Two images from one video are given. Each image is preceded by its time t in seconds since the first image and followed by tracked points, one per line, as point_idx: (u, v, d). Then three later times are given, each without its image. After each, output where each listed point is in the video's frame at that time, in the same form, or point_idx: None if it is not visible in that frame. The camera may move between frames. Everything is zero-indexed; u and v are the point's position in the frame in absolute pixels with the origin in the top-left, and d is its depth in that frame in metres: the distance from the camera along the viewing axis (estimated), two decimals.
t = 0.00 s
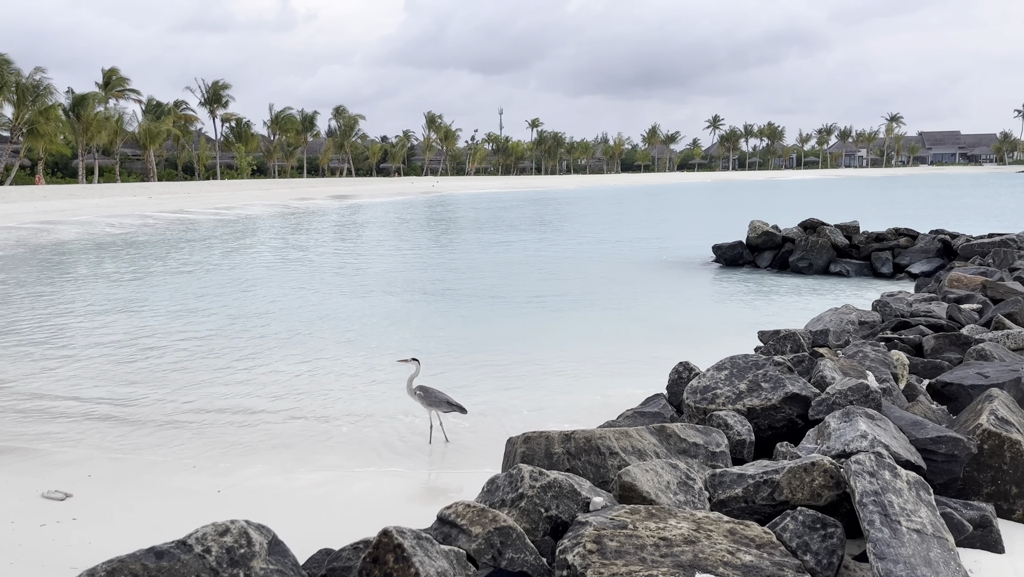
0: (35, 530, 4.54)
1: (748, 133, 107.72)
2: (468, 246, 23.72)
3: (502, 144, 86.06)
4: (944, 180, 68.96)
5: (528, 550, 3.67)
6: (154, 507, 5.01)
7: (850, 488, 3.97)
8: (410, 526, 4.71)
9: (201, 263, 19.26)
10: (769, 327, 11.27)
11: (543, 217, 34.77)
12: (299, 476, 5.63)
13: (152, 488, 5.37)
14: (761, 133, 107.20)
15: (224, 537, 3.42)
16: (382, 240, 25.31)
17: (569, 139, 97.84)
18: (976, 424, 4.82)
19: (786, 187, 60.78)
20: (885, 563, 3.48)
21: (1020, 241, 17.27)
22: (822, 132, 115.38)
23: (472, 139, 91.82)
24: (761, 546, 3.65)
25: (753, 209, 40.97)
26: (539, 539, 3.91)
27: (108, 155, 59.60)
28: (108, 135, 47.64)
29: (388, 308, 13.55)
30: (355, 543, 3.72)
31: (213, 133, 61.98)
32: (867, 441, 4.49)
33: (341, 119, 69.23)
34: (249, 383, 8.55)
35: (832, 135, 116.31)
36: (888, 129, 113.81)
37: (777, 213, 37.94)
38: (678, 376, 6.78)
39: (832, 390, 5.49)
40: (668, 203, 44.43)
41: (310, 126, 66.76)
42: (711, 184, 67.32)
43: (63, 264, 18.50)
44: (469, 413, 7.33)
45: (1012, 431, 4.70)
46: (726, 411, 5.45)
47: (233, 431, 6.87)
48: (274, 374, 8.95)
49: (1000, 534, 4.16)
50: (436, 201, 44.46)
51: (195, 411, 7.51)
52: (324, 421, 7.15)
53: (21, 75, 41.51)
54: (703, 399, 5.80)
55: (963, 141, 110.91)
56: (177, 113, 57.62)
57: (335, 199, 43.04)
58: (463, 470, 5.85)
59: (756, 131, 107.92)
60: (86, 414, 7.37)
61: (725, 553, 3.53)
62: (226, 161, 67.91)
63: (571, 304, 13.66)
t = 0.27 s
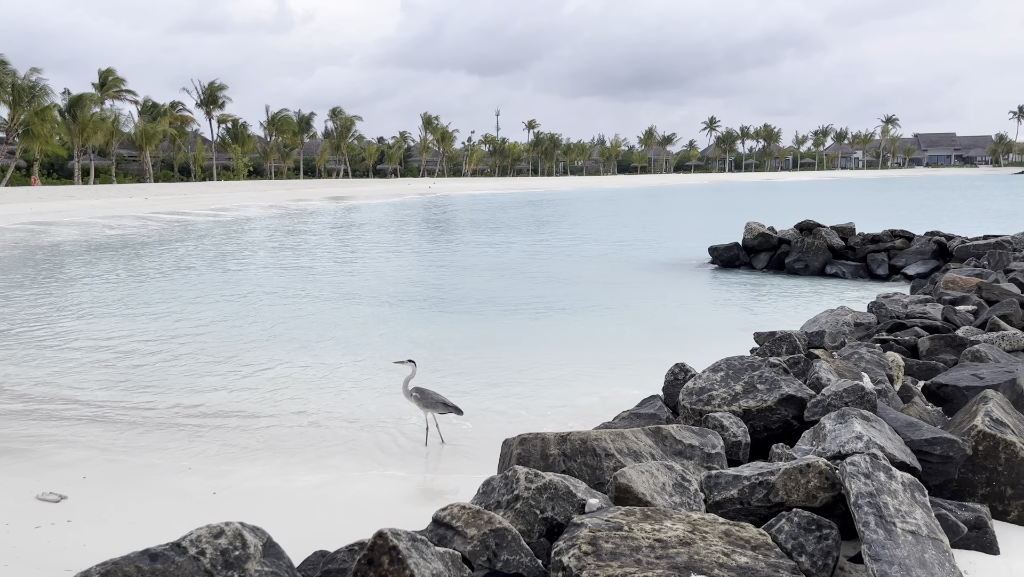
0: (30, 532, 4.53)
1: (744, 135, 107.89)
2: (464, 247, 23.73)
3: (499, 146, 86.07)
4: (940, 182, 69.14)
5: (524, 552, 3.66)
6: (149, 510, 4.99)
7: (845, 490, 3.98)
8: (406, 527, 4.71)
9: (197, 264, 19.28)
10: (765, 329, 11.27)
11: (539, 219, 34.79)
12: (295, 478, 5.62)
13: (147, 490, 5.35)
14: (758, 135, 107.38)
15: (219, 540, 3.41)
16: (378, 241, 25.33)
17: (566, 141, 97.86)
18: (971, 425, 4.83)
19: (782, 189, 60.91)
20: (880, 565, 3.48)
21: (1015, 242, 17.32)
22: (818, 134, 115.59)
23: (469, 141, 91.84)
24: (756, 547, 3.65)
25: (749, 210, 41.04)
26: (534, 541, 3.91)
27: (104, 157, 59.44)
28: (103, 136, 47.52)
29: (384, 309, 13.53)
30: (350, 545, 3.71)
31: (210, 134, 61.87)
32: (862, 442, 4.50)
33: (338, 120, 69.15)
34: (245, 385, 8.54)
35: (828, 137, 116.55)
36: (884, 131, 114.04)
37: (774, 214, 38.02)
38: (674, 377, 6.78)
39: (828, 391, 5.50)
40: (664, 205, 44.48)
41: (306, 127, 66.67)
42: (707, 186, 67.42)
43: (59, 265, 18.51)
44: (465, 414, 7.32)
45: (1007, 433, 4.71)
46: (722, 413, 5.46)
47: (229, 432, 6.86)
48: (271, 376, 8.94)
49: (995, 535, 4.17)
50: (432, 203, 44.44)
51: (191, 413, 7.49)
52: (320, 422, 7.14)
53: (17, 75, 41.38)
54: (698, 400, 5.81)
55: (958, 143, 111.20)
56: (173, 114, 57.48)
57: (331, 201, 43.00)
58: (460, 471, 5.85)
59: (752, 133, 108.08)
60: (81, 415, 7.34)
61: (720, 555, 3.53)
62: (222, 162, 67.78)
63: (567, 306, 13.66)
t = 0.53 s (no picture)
0: (23, 534, 4.51)
1: (740, 137, 108.09)
2: (460, 248, 23.77)
3: (495, 147, 86.09)
4: (935, 183, 69.41)
5: (518, 553, 3.66)
6: (143, 511, 4.97)
7: (839, 491, 3.98)
8: (400, 529, 4.70)
9: (193, 265, 19.30)
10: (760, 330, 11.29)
11: (535, 220, 34.78)
12: (291, 479, 5.60)
13: (141, 492, 5.34)
14: (754, 137, 107.60)
15: (213, 542, 3.40)
16: (374, 242, 25.37)
17: (562, 142, 97.92)
18: (965, 426, 4.84)
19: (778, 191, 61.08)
20: (874, 566, 3.49)
21: (1009, 244, 17.38)
22: (813, 136, 115.89)
23: (465, 142, 91.87)
24: (751, 549, 3.66)
25: (745, 212, 41.13)
26: (529, 542, 3.91)
27: (99, 158, 59.28)
28: (99, 137, 47.39)
29: (381, 309, 13.56)
30: (345, 547, 3.71)
31: (206, 135, 61.77)
32: (857, 444, 4.51)
33: (334, 121, 69.09)
34: (241, 386, 8.52)
35: (824, 139, 116.85)
36: (879, 133, 114.39)
37: (769, 215, 38.09)
38: (670, 379, 6.78)
39: (822, 393, 5.51)
40: (660, 206, 44.54)
41: (302, 128, 66.58)
42: (702, 188, 67.55)
43: (54, 266, 18.51)
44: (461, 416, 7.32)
45: (1001, 434, 4.72)
46: (716, 414, 5.47)
47: (225, 433, 6.84)
48: (266, 377, 8.93)
49: (989, 536, 4.18)
50: (428, 204, 44.44)
51: (186, 414, 7.47)
52: (316, 424, 7.13)
53: (12, 76, 41.26)
54: (694, 402, 5.81)
55: (953, 145, 111.57)
56: (168, 115, 57.37)
57: (327, 202, 42.98)
58: (455, 473, 5.84)
59: (748, 134, 108.30)
60: (75, 416, 7.32)
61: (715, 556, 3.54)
62: (218, 163, 67.67)
63: (563, 307, 13.67)
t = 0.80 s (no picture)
0: (17, 535, 4.50)
1: (736, 138, 108.30)
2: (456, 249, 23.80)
3: (491, 148, 86.13)
4: (930, 185, 69.71)
5: (513, 555, 3.66)
6: (138, 513, 4.96)
7: (834, 491, 3.99)
8: (395, 530, 4.69)
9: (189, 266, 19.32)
10: (756, 331, 11.31)
11: (531, 221, 34.79)
12: (286, 481, 5.59)
13: (136, 494, 5.32)
14: (749, 138, 107.82)
15: (207, 543, 3.39)
16: (370, 243, 25.39)
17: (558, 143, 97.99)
18: (960, 427, 4.85)
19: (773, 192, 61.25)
20: (868, 566, 3.50)
21: (1004, 245, 17.43)
22: (809, 137, 116.17)
23: (462, 143, 91.91)
24: (745, 550, 3.66)
25: (740, 213, 41.21)
26: (524, 544, 3.91)
27: (94, 159, 59.19)
28: (94, 138, 47.33)
29: (377, 310, 13.61)
30: (340, 549, 3.70)
31: (201, 136, 61.73)
32: (851, 445, 4.52)
33: (330, 122, 69.07)
34: (236, 387, 8.50)
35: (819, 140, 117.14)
36: (874, 134, 114.70)
37: (765, 217, 38.17)
38: (665, 380, 6.78)
39: (818, 394, 5.51)
40: (656, 207, 44.60)
41: (298, 129, 66.55)
42: (698, 189, 67.64)
43: (49, 267, 18.49)
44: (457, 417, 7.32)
45: (995, 435, 4.73)
46: (712, 415, 5.47)
47: (220, 434, 6.83)
48: (262, 378, 8.91)
49: (983, 537, 4.19)
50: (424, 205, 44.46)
51: (182, 415, 7.45)
52: (312, 425, 7.11)
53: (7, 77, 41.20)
54: (689, 402, 5.82)
55: (948, 147, 111.92)
56: (164, 116, 57.31)
57: (323, 203, 42.96)
58: (451, 474, 5.84)
59: (744, 136, 108.53)
60: (70, 417, 7.30)
61: (710, 557, 3.54)
62: (214, 164, 67.61)
63: (559, 308, 13.68)
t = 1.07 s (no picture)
0: (10, 538, 4.48)
1: (731, 140, 108.55)
2: (452, 250, 23.79)
3: (487, 149, 86.19)
4: (925, 187, 69.93)
5: (508, 556, 3.65)
6: (131, 514, 4.94)
7: (828, 493, 3.99)
8: (389, 533, 4.68)
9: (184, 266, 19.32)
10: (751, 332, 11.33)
11: (527, 222, 34.83)
12: (280, 482, 5.57)
13: (130, 495, 5.30)
14: (745, 140, 108.09)
15: (201, 545, 3.38)
16: (366, 244, 25.38)
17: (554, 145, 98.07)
18: (954, 427, 4.86)
19: (768, 193, 61.40)
20: (862, 568, 3.51)
21: (998, 247, 17.49)
22: (804, 139, 116.48)
23: (458, 144, 91.95)
24: (740, 551, 3.67)
25: (735, 214, 41.31)
26: (518, 545, 3.91)
27: (90, 160, 59.10)
28: (89, 139, 47.25)
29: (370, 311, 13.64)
30: (333, 551, 3.69)
31: (196, 137, 61.66)
32: (846, 446, 4.52)
33: (326, 124, 69.05)
34: (231, 389, 8.48)
35: (814, 142, 117.47)
36: (869, 136, 115.05)
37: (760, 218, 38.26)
38: (661, 381, 6.79)
39: (812, 395, 5.53)
40: (651, 209, 44.65)
41: (294, 131, 66.55)
42: (694, 190, 67.74)
43: (44, 267, 18.46)
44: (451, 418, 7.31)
45: (989, 436, 4.74)
46: (707, 417, 5.48)
47: (215, 435, 6.81)
48: (257, 380, 8.89)
49: (977, 538, 4.20)
50: (420, 207, 44.46)
51: (176, 417, 7.43)
52: (306, 426, 7.10)
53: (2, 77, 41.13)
54: (684, 404, 5.82)
55: (942, 149, 112.30)
56: (159, 117, 57.26)
57: (319, 204, 42.92)
58: (446, 475, 5.84)
59: (739, 137, 108.78)
60: (64, 419, 7.27)
61: (704, 558, 3.55)
62: (209, 165, 67.54)
63: (555, 310, 13.69)
